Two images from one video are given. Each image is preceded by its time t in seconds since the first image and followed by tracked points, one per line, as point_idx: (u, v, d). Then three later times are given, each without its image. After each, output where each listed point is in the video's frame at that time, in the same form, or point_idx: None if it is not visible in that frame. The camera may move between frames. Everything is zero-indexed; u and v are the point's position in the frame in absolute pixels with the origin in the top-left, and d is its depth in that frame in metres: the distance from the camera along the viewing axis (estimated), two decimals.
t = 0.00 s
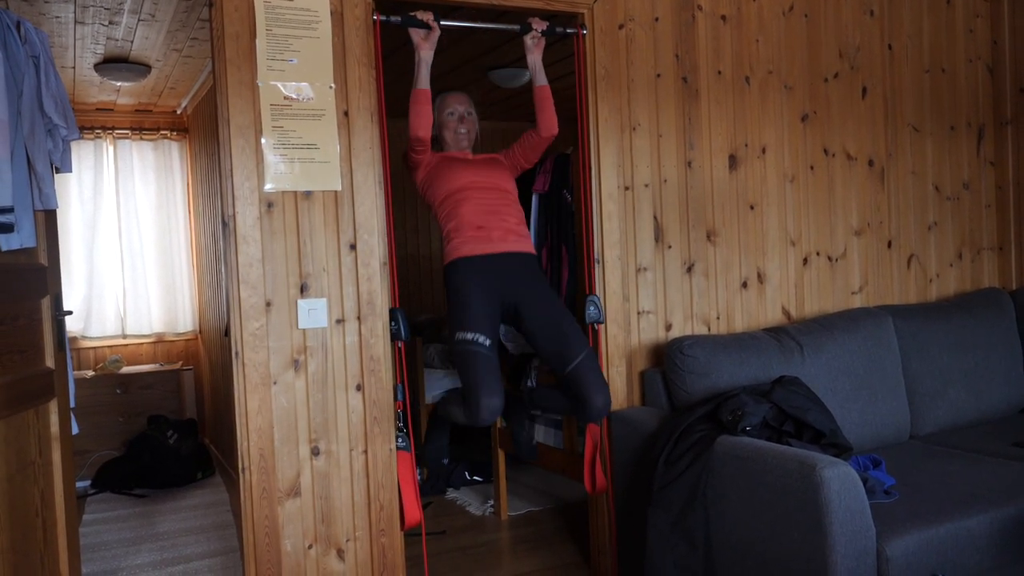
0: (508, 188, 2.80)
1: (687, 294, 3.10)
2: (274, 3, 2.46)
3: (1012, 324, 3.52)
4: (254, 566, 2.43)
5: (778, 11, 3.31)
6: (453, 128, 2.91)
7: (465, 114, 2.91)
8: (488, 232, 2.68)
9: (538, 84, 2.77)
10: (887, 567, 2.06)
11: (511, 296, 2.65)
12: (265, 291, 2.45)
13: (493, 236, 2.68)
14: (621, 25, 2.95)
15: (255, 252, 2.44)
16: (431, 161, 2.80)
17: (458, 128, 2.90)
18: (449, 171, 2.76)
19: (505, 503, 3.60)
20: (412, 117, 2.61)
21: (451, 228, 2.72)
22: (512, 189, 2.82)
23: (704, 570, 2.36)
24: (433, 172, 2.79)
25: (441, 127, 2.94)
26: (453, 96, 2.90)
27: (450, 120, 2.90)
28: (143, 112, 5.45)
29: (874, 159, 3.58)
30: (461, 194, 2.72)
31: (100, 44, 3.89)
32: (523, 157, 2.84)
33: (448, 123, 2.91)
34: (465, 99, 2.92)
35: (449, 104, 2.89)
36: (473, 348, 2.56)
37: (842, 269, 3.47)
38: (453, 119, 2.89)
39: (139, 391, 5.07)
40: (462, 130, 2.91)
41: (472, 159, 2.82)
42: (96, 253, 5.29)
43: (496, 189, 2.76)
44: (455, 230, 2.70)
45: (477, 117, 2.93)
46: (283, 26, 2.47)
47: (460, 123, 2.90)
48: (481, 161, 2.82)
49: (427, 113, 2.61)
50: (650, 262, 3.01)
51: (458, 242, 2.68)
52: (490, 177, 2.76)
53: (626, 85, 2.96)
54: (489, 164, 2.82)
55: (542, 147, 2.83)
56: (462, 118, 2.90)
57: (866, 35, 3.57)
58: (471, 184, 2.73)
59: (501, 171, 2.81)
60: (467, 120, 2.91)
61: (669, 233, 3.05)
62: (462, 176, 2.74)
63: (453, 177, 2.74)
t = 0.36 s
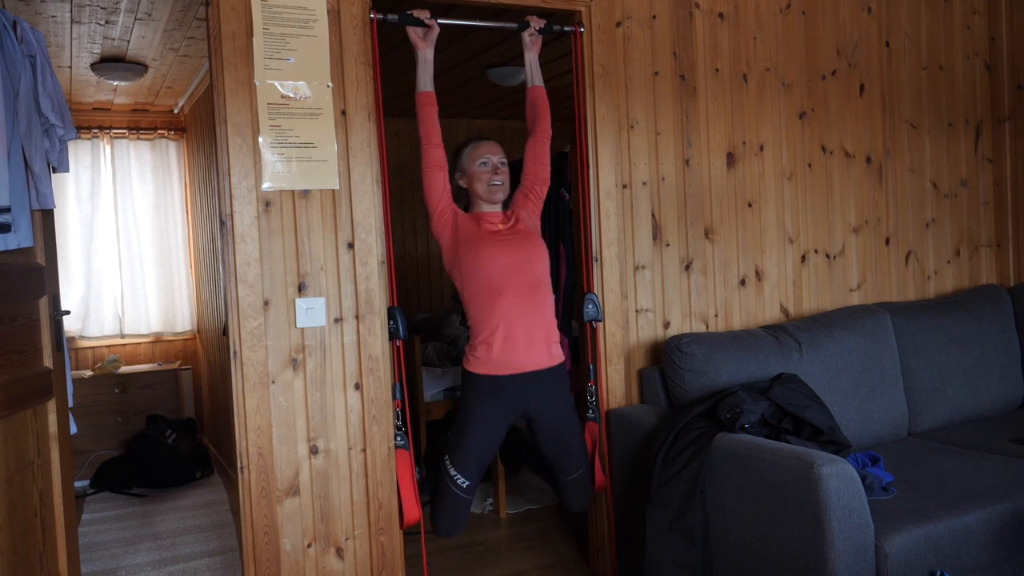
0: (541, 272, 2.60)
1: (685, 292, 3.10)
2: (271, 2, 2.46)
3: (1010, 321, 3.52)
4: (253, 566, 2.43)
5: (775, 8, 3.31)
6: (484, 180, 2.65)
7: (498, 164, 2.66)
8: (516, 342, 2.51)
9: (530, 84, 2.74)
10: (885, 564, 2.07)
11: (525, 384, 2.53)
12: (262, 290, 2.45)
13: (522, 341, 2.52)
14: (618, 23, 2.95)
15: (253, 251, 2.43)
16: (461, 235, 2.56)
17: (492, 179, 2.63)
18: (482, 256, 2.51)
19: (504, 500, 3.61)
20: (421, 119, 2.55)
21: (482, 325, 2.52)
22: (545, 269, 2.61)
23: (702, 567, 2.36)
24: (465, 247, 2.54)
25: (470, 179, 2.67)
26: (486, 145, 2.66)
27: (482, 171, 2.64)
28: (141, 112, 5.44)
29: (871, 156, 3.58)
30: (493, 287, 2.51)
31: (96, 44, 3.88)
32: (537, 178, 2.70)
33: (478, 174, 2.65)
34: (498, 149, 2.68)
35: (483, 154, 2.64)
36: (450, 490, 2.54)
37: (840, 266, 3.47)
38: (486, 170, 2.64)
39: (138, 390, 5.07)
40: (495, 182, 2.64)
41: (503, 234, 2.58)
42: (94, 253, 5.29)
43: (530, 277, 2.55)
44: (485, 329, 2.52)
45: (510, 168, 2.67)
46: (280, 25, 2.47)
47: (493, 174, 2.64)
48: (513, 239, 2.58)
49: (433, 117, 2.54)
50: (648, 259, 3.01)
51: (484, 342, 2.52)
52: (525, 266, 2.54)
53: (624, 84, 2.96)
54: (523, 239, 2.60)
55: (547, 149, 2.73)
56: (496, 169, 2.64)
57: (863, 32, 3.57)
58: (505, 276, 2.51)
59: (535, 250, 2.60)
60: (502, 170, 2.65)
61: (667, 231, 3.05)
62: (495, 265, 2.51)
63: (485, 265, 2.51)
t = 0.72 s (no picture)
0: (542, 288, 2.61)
1: (681, 290, 3.10)
2: None
3: (1004, 320, 3.53)
4: (248, 562, 2.43)
5: (771, 7, 3.31)
6: (500, 189, 2.57)
7: (513, 174, 2.58)
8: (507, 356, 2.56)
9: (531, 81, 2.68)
10: (880, 562, 2.07)
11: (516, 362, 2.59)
12: (258, 287, 2.44)
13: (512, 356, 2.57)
14: (615, 21, 2.95)
15: (249, 247, 2.43)
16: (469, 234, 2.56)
17: (508, 189, 2.55)
18: (488, 276, 2.52)
19: (499, 498, 3.61)
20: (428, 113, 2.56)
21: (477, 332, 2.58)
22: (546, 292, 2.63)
23: (697, 564, 2.37)
24: (472, 248, 2.55)
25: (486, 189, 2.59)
26: (502, 154, 2.58)
27: (498, 180, 2.56)
28: (136, 108, 5.42)
29: (867, 155, 3.59)
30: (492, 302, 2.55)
31: (92, 39, 3.87)
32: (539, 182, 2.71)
33: (494, 183, 2.57)
34: (513, 156, 2.60)
35: (499, 162, 2.57)
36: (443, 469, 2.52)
37: (835, 265, 3.48)
38: (502, 179, 2.56)
39: (133, 387, 5.06)
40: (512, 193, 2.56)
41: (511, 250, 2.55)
42: (89, 249, 5.28)
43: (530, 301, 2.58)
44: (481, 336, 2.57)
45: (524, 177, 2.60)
46: (277, 21, 2.46)
47: (509, 183, 2.56)
48: (523, 263, 2.55)
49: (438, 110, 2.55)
50: (644, 257, 3.01)
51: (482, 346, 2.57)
52: (527, 295, 2.56)
53: (621, 82, 2.96)
54: (530, 261, 2.57)
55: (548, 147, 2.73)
56: (511, 178, 2.57)
57: (859, 31, 3.57)
58: (504, 296, 2.54)
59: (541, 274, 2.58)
60: (517, 180, 2.57)
61: (663, 229, 3.05)
62: (498, 286, 2.52)
63: (489, 283, 2.52)
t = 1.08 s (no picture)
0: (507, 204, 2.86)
1: (683, 294, 3.10)
2: (270, 3, 2.47)
3: (1007, 324, 3.53)
4: (249, 566, 2.43)
5: (773, 11, 3.32)
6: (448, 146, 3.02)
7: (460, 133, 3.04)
8: (483, 258, 2.71)
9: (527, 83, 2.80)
10: (883, 567, 2.07)
11: (505, 332, 2.71)
12: (260, 291, 2.45)
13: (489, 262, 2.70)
14: (616, 25, 2.96)
15: (251, 251, 2.43)
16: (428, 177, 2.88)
17: (456, 145, 3.01)
18: (447, 191, 2.82)
19: (501, 502, 3.60)
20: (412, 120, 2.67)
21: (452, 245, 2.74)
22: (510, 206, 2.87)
23: (699, 569, 2.36)
24: (431, 194, 2.86)
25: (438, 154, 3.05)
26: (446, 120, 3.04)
27: (447, 140, 3.01)
28: (140, 112, 5.44)
29: (869, 159, 3.59)
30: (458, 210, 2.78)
31: (96, 44, 3.89)
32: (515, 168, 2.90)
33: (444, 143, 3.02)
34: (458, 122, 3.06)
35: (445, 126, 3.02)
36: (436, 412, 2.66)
37: (837, 269, 3.47)
38: (450, 138, 3.01)
39: (135, 391, 5.06)
40: (461, 150, 3.01)
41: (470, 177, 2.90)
42: (92, 253, 5.29)
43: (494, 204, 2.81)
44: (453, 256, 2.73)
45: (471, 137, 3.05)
46: (279, 26, 2.47)
47: (457, 142, 3.02)
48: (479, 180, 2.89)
49: (425, 115, 2.67)
50: (646, 261, 3.01)
51: (454, 275, 2.72)
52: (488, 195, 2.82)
53: (622, 86, 2.96)
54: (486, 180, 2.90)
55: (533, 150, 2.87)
56: (458, 137, 3.02)
57: (861, 35, 3.58)
58: (468, 201, 2.80)
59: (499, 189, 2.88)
60: (463, 138, 3.03)
61: (665, 233, 3.05)
62: (458, 193, 2.81)
63: (449, 196, 2.81)
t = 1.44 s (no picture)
0: (501, 203, 2.85)
1: (684, 302, 3.10)
2: (273, 11, 2.47)
3: (1008, 332, 3.53)
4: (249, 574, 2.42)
5: (774, 20, 3.33)
6: (449, 136, 2.92)
7: (465, 125, 2.92)
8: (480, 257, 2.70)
9: (528, 92, 2.81)
10: None
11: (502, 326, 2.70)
12: (261, 298, 2.44)
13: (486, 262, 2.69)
14: (618, 33, 2.96)
15: (252, 258, 2.43)
16: (427, 167, 2.82)
17: (457, 137, 2.91)
18: (445, 186, 2.78)
19: (501, 511, 3.59)
20: (419, 123, 2.62)
21: (448, 242, 2.74)
22: (504, 204, 2.86)
23: None
24: (427, 186, 2.81)
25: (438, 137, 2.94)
26: (455, 106, 2.91)
27: (449, 129, 2.91)
28: (141, 118, 5.45)
29: (870, 167, 3.59)
30: (455, 208, 2.76)
31: (98, 51, 3.90)
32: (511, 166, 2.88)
33: (447, 132, 2.91)
34: (465, 110, 2.93)
35: (450, 113, 2.90)
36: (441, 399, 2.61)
37: (838, 277, 3.48)
38: (453, 128, 2.91)
39: (135, 398, 5.06)
40: (459, 143, 2.92)
41: (465, 170, 2.86)
42: (93, 260, 5.29)
43: (490, 203, 2.80)
44: (448, 254, 2.73)
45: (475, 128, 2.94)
46: (282, 34, 2.48)
47: (459, 133, 2.91)
48: (475, 176, 2.84)
49: (433, 120, 2.62)
50: (647, 269, 3.01)
51: (449, 271, 2.72)
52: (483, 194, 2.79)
53: (623, 94, 2.97)
54: (482, 176, 2.86)
55: (530, 155, 2.86)
56: (461, 129, 2.91)
57: (862, 44, 3.59)
58: (464, 199, 2.77)
59: (494, 186, 2.85)
60: (467, 130, 2.92)
61: (666, 241, 3.05)
62: (456, 189, 2.77)
63: (446, 193, 2.77)
